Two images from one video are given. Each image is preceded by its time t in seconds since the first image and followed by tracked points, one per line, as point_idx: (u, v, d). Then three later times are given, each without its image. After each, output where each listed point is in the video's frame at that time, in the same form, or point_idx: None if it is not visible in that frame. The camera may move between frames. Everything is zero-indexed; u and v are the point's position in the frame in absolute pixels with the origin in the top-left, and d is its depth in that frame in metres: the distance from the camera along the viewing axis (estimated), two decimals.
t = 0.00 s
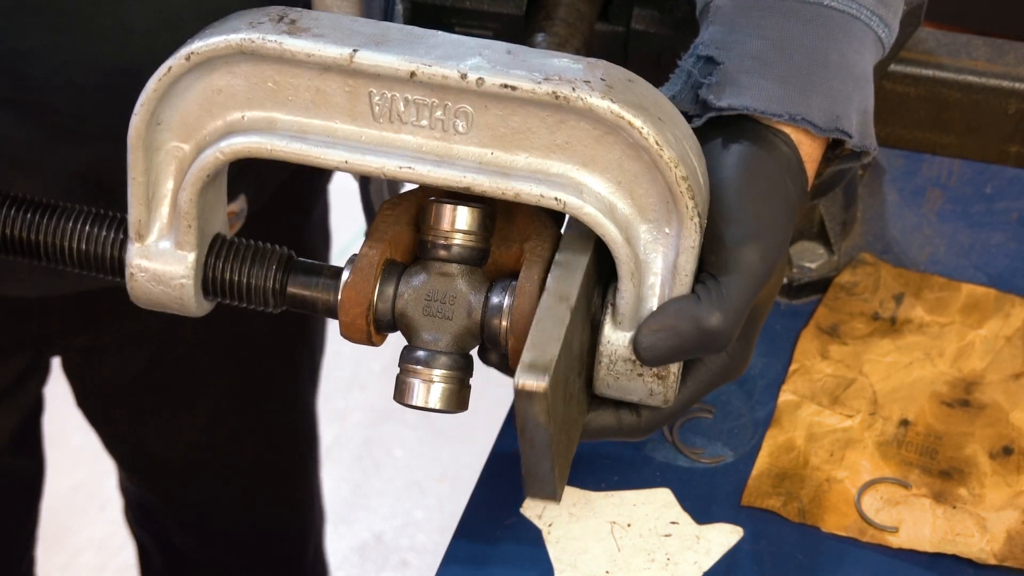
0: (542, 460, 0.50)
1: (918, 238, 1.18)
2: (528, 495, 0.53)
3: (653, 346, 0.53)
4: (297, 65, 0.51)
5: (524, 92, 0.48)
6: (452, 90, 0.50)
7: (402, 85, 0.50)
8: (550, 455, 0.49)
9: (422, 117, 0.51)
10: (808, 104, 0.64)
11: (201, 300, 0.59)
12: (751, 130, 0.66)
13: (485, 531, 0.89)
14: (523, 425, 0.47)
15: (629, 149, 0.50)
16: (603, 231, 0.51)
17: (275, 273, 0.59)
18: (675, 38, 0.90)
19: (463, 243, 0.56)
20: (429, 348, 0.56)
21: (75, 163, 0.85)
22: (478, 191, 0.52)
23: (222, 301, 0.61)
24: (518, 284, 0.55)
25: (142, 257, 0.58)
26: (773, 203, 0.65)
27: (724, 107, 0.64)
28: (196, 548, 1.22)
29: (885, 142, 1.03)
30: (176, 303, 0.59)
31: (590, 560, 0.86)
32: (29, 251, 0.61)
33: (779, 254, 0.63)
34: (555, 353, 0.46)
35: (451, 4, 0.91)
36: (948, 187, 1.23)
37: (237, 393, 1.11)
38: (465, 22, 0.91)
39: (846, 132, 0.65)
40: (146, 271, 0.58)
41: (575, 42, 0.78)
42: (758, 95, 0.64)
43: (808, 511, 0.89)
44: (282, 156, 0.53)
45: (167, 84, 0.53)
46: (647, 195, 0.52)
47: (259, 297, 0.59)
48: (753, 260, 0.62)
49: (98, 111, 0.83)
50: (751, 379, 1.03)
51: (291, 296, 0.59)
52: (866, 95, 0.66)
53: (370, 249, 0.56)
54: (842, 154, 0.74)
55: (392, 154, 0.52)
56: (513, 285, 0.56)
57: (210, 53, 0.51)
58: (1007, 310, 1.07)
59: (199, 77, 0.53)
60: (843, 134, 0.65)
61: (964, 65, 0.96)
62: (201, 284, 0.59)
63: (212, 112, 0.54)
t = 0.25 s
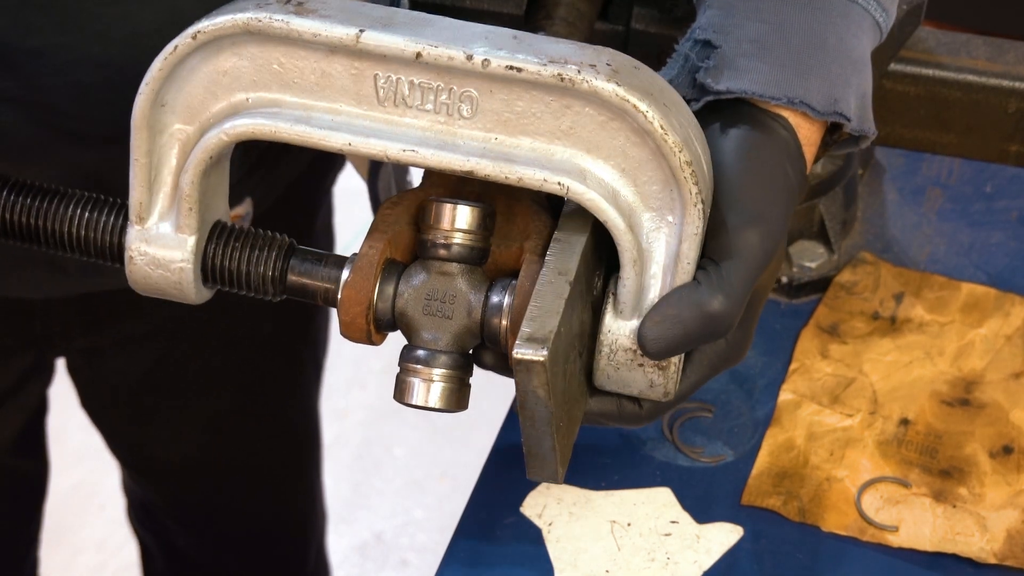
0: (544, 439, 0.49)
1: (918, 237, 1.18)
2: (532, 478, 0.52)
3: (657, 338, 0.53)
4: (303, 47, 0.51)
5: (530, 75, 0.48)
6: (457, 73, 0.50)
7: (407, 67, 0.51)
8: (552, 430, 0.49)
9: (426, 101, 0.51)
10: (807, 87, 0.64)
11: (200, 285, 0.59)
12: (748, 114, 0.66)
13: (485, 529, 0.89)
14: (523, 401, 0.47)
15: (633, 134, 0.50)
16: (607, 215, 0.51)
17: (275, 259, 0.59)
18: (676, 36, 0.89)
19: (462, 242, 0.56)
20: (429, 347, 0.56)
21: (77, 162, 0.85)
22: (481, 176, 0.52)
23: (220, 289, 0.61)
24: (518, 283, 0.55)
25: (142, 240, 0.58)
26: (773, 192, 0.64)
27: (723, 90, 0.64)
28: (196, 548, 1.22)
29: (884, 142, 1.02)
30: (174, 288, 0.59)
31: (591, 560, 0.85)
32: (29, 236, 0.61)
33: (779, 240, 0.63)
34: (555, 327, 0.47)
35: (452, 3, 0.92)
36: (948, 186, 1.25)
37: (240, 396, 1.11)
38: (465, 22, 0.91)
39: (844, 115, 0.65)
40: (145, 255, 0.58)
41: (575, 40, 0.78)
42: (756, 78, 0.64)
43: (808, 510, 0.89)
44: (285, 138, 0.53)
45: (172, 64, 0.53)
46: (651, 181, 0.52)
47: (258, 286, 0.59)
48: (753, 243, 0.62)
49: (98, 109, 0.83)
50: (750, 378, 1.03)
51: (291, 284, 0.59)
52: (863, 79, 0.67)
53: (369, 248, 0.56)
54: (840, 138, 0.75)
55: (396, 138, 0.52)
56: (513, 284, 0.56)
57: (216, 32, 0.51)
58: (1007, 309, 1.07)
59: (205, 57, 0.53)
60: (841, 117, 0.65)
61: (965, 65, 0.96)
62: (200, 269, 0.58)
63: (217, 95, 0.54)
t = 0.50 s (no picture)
0: (544, 439, 0.49)
1: (918, 236, 1.18)
2: (530, 479, 0.52)
3: (668, 352, 0.54)
4: (297, 51, 0.51)
5: (528, 86, 0.48)
6: (454, 82, 0.50)
7: (404, 75, 0.50)
8: (552, 432, 0.49)
9: (423, 108, 0.51)
10: (799, 84, 0.64)
11: (194, 286, 0.59)
12: (743, 111, 0.67)
13: (485, 528, 0.89)
14: (526, 401, 0.47)
15: (631, 144, 0.50)
16: (605, 225, 0.51)
17: (270, 261, 0.59)
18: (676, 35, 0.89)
19: (462, 241, 0.56)
20: (429, 346, 0.56)
21: (77, 162, 0.85)
22: (478, 185, 0.52)
23: (216, 289, 0.61)
24: (518, 282, 0.55)
25: (135, 242, 0.57)
26: (770, 195, 0.64)
27: (715, 85, 0.64)
28: (197, 548, 1.22)
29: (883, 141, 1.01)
30: (169, 290, 0.59)
31: (591, 558, 0.85)
32: (24, 236, 0.61)
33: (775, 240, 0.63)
34: (561, 328, 0.47)
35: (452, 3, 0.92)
36: (948, 185, 1.25)
37: (243, 398, 1.12)
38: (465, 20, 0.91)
39: (835, 111, 0.66)
40: (139, 257, 0.57)
41: (574, 40, 0.78)
42: (748, 75, 0.64)
43: (808, 509, 0.89)
44: (281, 144, 0.53)
45: (165, 70, 0.52)
46: (649, 190, 0.52)
47: (254, 286, 0.59)
48: (748, 242, 0.61)
49: (98, 109, 0.82)
50: (750, 378, 1.03)
51: (288, 283, 0.59)
52: (855, 76, 0.67)
53: (370, 248, 0.56)
54: (832, 135, 0.74)
55: (392, 145, 0.52)
56: (514, 283, 0.56)
57: (210, 38, 0.50)
58: (1007, 308, 1.07)
59: (198, 62, 0.53)
60: (832, 113, 0.66)
61: (965, 63, 0.96)
62: (195, 270, 0.58)
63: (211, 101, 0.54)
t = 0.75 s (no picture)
0: (544, 437, 0.49)
1: (918, 237, 1.18)
2: (533, 480, 0.52)
3: (661, 345, 0.54)
4: (288, 60, 0.51)
5: (517, 79, 0.48)
6: (444, 80, 0.50)
7: (393, 76, 0.50)
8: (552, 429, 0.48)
9: (414, 108, 0.51)
10: (793, 70, 0.64)
11: (192, 304, 0.59)
12: (736, 102, 0.67)
13: (484, 529, 0.89)
14: (525, 399, 0.47)
15: (623, 135, 0.50)
16: (599, 219, 0.51)
17: (269, 275, 0.59)
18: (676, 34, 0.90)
19: (462, 242, 0.56)
20: (429, 348, 0.56)
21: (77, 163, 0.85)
22: (472, 182, 0.52)
23: (213, 306, 0.61)
24: (518, 283, 0.55)
25: (132, 261, 0.57)
26: (767, 190, 0.64)
27: (708, 72, 0.64)
28: (196, 550, 1.22)
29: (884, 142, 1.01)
30: (167, 308, 0.59)
31: (591, 560, 0.85)
32: (23, 262, 0.61)
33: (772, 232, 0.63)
34: (558, 324, 0.47)
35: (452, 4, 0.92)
36: (948, 186, 1.25)
37: (245, 400, 1.12)
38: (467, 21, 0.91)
39: (830, 97, 0.65)
40: (137, 276, 0.57)
41: (574, 40, 0.78)
42: (741, 61, 0.64)
43: (808, 510, 0.88)
44: (275, 152, 0.53)
45: (154, 82, 0.52)
46: (642, 181, 0.52)
47: (252, 301, 0.59)
48: (744, 236, 0.62)
49: (99, 111, 0.82)
50: (750, 378, 1.03)
51: (287, 297, 0.59)
52: (848, 65, 0.67)
53: (369, 248, 0.56)
54: (827, 124, 0.74)
55: (385, 148, 0.52)
56: (513, 284, 0.56)
57: (198, 49, 0.51)
58: (1007, 309, 1.07)
59: (187, 73, 0.53)
60: (827, 99, 0.65)
61: (965, 65, 0.96)
62: (192, 287, 0.58)
63: (201, 110, 0.54)
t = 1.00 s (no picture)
0: (545, 429, 0.49)
1: (918, 238, 1.18)
2: (528, 473, 0.52)
3: (655, 343, 0.54)
4: (294, 46, 0.51)
5: (525, 74, 0.48)
6: (451, 73, 0.50)
7: (400, 66, 0.50)
8: (553, 421, 0.49)
9: (419, 102, 0.51)
10: (797, 79, 0.64)
11: (189, 290, 0.59)
12: (740, 109, 0.67)
13: (484, 530, 0.89)
14: (527, 387, 0.47)
15: (629, 133, 0.50)
16: (603, 215, 0.51)
17: (270, 266, 0.59)
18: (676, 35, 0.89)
19: (463, 243, 0.56)
20: (429, 349, 0.56)
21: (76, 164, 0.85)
22: (476, 177, 0.52)
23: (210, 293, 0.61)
24: (519, 284, 0.55)
25: (129, 244, 0.57)
26: (768, 193, 0.64)
27: (712, 81, 0.64)
28: (197, 552, 1.22)
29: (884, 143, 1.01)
30: (163, 293, 0.58)
31: (591, 560, 0.85)
32: (16, 240, 0.61)
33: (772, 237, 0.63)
34: (565, 313, 0.47)
35: (452, 4, 0.92)
36: (948, 187, 1.25)
37: (246, 400, 1.12)
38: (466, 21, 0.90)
39: (834, 106, 0.66)
40: (134, 259, 0.57)
41: (575, 41, 0.78)
42: (746, 69, 0.64)
43: (808, 511, 0.88)
44: (277, 141, 0.53)
45: (162, 65, 0.52)
46: (647, 180, 0.52)
47: (250, 291, 0.59)
48: (746, 242, 0.62)
49: (99, 111, 0.82)
50: (750, 379, 1.03)
51: (286, 289, 0.59)
52: (851, 73, 0.67)
53: (369, 250, 0.56)
54: (828, 133, 0.74)
55: (389, 139, 0.52)
56: (513, 285, 0.56)
57: (206, 33, 0.50)
58: (1007, 310, 1.07)
59: (194, 58, 0.53)
60: (830, 109, 0.66)
61: (965, 65, 0.96)
62: (190, 273, 0.58)
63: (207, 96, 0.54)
